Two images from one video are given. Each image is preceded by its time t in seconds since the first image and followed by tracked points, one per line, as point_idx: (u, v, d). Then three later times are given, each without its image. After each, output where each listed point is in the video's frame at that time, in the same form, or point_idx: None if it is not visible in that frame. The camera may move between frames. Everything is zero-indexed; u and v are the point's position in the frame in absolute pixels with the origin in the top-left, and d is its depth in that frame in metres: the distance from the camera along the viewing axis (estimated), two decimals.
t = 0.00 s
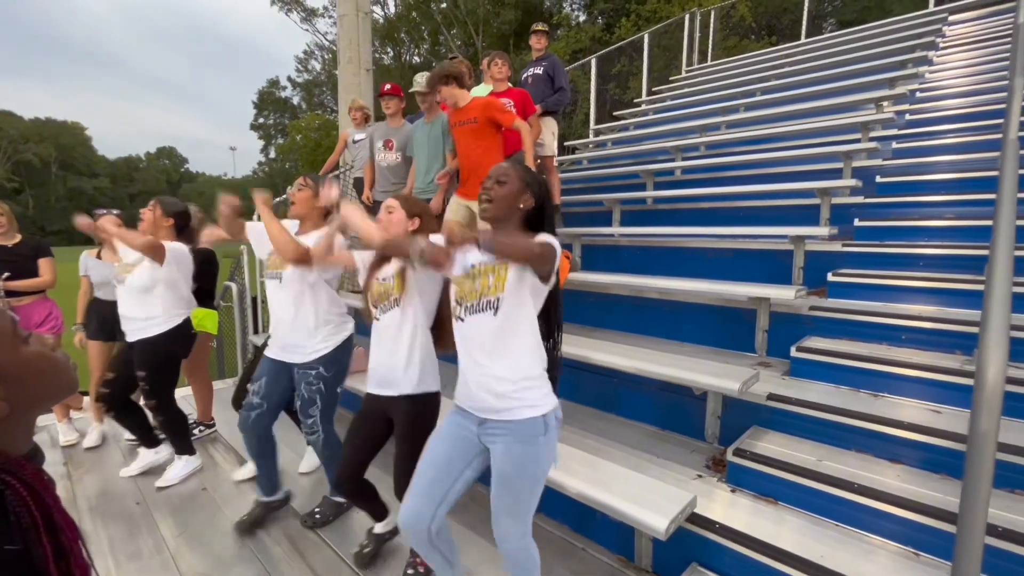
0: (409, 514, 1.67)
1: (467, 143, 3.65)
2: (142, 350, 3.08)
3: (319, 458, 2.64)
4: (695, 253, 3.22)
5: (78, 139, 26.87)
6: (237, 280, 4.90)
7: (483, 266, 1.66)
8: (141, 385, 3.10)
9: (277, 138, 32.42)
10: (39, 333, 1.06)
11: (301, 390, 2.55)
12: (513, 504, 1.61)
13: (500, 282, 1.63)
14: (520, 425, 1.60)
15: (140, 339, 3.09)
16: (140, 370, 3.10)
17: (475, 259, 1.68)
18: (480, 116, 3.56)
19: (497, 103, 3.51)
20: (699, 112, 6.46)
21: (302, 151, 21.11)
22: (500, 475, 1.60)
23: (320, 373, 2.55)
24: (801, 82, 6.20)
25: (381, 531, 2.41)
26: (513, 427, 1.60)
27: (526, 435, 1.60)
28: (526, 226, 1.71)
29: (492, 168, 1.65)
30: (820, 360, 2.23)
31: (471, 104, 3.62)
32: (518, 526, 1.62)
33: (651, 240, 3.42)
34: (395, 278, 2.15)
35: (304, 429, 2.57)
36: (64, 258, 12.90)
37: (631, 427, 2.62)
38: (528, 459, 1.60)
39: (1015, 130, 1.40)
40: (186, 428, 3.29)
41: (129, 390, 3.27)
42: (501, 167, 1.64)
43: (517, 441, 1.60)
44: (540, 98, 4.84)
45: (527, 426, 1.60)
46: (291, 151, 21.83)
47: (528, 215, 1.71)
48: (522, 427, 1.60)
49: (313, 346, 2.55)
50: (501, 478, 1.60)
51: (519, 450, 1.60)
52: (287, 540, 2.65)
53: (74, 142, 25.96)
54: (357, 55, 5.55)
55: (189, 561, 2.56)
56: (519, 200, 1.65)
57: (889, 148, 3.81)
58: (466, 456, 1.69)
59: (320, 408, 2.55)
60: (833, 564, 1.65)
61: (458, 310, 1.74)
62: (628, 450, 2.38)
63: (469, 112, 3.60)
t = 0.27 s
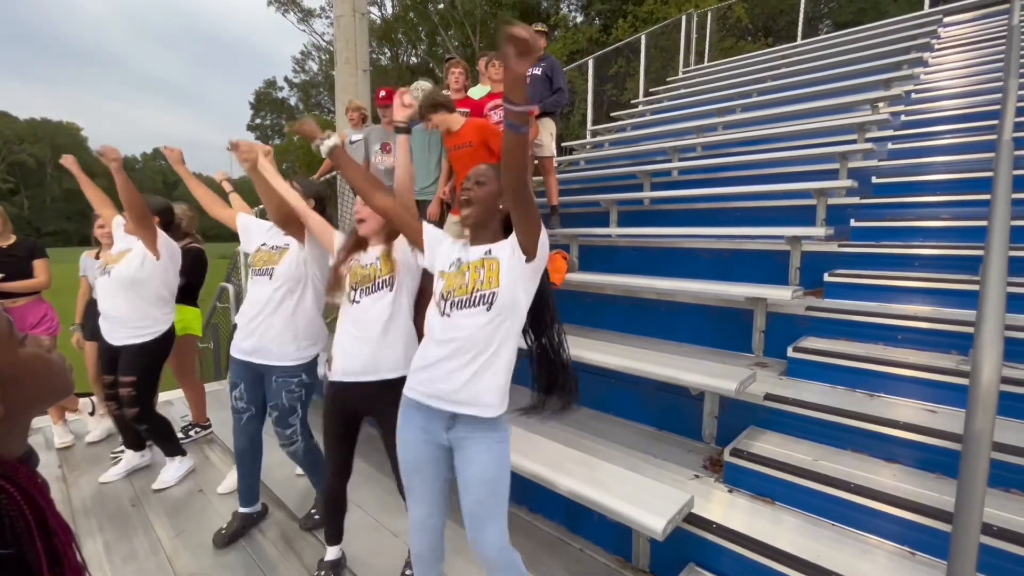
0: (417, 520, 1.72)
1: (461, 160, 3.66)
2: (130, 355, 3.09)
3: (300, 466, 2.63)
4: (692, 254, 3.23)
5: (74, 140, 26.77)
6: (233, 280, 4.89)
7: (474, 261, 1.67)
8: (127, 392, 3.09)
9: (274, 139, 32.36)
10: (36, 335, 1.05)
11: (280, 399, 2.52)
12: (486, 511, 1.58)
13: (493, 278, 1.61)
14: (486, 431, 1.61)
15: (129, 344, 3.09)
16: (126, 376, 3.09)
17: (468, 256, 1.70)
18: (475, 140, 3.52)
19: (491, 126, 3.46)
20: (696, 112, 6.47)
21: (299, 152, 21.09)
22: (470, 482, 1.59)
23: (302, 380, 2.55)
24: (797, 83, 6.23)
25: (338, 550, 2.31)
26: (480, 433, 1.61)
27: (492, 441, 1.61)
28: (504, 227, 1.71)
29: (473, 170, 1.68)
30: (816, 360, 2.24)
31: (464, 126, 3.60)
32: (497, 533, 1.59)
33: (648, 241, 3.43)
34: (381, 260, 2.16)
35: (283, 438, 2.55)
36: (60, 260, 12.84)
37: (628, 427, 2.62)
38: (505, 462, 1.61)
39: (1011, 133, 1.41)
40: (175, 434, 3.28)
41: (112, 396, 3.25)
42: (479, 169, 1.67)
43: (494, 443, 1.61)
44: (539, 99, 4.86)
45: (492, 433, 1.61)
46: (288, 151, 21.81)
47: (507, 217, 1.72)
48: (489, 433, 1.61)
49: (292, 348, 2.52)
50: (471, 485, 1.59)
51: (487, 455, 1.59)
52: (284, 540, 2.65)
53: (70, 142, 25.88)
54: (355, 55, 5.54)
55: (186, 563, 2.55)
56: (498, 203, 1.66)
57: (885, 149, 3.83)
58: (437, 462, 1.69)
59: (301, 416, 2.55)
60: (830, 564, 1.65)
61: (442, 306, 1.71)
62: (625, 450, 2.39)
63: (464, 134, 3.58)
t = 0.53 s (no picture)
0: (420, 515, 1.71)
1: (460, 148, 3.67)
2: (133, 353, 3.08)
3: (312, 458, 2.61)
4: (691, 254, 3.23)
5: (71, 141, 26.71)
6: (231, 281, 4.88)
7: (468, 247, 1.69)
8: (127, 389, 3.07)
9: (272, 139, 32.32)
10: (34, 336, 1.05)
11: (294, 390, 2.54)
12: (502, 498, 1.59)
13: (486, 261, 1.62)
14: (498, 416, 1.60)
15: (133, 341, 3.08)
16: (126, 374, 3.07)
17: (463, 243, 1.72)
18: (475, 123, 3.59)
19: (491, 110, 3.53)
20: (694, 113, 6.47)
21: (297, 153, 21.09)
22: (486, 470, 1.58)
23: (314, 372, 2.57)
24: (795, 84, 6.24)
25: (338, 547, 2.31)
26: (491, 420, 1.59)
27: (506, 426, 1.60)
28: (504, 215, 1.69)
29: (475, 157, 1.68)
30: (815, 360, 2.24)
31: (468, 110, 3.63)
32: (513, 521, 1.60)
33: (647, 241, 3.43)
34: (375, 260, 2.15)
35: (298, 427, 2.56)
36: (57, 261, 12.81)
37: (627, 427, 2.62)
38: (515, 458, 1.59)
39: (1008, 134, 1.42)
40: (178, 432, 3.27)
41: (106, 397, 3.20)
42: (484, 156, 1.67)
43: (502, 437, 1.59)
44: (538, 99, 4.85)
45: (504, 417, 1.60)
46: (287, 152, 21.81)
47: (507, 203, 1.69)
48: (502, 418, 1.59)
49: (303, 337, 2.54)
50: (487, 473, 1.58)
51: (502, 443, 1.58)
52: (282, 542, 2.65)
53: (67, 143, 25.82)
54: (353, 56, 5.54)
55: (184, 564, 2.55)
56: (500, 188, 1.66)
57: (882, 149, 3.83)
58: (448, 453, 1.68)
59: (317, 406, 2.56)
60: (829, 563, 1.65)
61: (439, 293, 1.73)
62: (624, 450, 2.39)
63: (465, 119, 3.63)
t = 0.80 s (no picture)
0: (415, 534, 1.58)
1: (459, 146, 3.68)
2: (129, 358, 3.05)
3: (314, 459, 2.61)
4: (690, 253, 3.23)
5: (69, 141, 26.67)
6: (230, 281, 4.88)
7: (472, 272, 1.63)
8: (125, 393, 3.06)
9: (270, 139, 32.28)
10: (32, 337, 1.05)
11: (296, 392, 2.54)
12: (523, 503, 1.60)
13: (491, 289, 1.60)
14: (529, 428, 1.60)
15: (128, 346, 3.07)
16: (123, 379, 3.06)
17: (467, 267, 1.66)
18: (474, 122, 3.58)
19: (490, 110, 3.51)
20: (693, 112, 6.47)
21: (296, 152, 21.07)
22: (511, 475, 1.59)
23: (315, 374, 2.55)
24: (793, 83, 6.24)
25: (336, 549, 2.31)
26: (521, 431, 1.60)
27: (537, 435, 1.61)
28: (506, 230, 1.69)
29: (474, 171, 1.65)
30: (814, 358, 2.24)
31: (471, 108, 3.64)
32: (529, 525, 1.61)
33: (646, 240, 3.43)
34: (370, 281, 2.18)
35: (303, 429, 2.56)
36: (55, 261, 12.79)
37: (627, 426, 2.62)
38: (541, 460, 1.61)
39: (1006, 133, 1.42)
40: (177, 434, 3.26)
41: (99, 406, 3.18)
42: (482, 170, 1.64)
43: (530, 443, 1.60)
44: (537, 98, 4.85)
45: (536, 427, 1.61)
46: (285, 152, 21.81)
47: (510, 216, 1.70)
48: (533, 429, 1.61)
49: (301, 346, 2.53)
50: (512, 477, 1.59)
51: (529, 450, 1.59)
52: (282, 541, 2.64)
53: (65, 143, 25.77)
54: (351, 55, 5.53)
55: (183, 565, 2.54)
56: (501, 203, 1.65)
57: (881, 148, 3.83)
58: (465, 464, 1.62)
59: (319, 408, 2.55)
60: (829, 562, 1.65)
61: (447, 323, 1.67)
62: (624, 450, 2.39)
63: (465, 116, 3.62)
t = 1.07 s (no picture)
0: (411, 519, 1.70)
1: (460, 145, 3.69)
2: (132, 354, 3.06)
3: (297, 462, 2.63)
4: (690, 252, 3.23)
5: (68, 141, 26.63)
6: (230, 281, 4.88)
7: (468, 271, 1.62)
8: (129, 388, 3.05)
9: (269, 140, 32.28)
10: (29, 338, 1.05)
11: (273, 399, 2.53)
12: (493, 505, 1.56)
13: (486, 288, 1.55)
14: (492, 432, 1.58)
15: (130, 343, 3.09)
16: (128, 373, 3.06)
17: (463, 265, 1.64)
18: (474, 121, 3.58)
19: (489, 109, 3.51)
20: (692, 112, 6.47)
21: (296, 153, 21.06)
22: (475, 476, 1.56)
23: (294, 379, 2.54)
24: (792, 83, 6.24)
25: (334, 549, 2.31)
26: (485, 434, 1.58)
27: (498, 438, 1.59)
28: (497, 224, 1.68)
29: (463, 164, 1.67)
30: (814, 358, 2.24)
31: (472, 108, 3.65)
32: (502, 529, 1.57)
33: (645, 240, 3.43)
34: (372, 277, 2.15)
35: (280, 437, 2.57)
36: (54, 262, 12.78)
37: (626, 426, 2.62)
38: (502, 462, 1.58)
39: (1005, 132, 1.42)
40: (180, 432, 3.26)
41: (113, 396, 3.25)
42: (472, 164, 1.66)
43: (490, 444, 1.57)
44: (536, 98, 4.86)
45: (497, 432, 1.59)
46: (285, 152, 21.83)
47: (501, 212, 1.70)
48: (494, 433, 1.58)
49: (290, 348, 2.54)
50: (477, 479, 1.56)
51: (491, 450, 1.57)
52: (280, 541, 2.64)
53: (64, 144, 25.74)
54: (350, 55, 5.53)
55: (181, 565, 2.54)
56: (490, 195, 1.64)
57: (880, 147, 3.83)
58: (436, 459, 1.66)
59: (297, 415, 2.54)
60: (829, 561, 1.65)
61: (438, 319, 1.65)
62: (623, 449, 2.39)
63: (466, 116, 3.63)
